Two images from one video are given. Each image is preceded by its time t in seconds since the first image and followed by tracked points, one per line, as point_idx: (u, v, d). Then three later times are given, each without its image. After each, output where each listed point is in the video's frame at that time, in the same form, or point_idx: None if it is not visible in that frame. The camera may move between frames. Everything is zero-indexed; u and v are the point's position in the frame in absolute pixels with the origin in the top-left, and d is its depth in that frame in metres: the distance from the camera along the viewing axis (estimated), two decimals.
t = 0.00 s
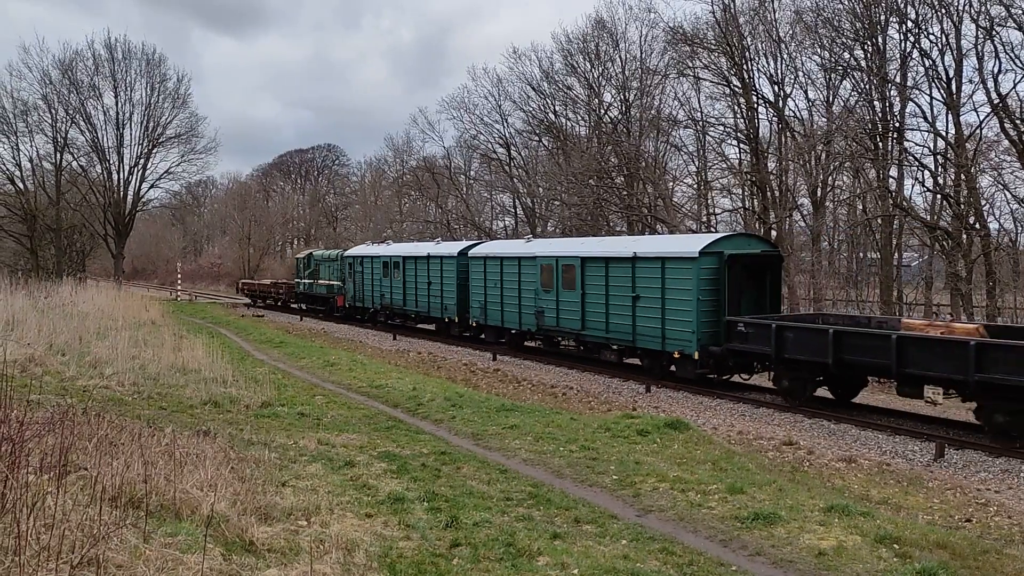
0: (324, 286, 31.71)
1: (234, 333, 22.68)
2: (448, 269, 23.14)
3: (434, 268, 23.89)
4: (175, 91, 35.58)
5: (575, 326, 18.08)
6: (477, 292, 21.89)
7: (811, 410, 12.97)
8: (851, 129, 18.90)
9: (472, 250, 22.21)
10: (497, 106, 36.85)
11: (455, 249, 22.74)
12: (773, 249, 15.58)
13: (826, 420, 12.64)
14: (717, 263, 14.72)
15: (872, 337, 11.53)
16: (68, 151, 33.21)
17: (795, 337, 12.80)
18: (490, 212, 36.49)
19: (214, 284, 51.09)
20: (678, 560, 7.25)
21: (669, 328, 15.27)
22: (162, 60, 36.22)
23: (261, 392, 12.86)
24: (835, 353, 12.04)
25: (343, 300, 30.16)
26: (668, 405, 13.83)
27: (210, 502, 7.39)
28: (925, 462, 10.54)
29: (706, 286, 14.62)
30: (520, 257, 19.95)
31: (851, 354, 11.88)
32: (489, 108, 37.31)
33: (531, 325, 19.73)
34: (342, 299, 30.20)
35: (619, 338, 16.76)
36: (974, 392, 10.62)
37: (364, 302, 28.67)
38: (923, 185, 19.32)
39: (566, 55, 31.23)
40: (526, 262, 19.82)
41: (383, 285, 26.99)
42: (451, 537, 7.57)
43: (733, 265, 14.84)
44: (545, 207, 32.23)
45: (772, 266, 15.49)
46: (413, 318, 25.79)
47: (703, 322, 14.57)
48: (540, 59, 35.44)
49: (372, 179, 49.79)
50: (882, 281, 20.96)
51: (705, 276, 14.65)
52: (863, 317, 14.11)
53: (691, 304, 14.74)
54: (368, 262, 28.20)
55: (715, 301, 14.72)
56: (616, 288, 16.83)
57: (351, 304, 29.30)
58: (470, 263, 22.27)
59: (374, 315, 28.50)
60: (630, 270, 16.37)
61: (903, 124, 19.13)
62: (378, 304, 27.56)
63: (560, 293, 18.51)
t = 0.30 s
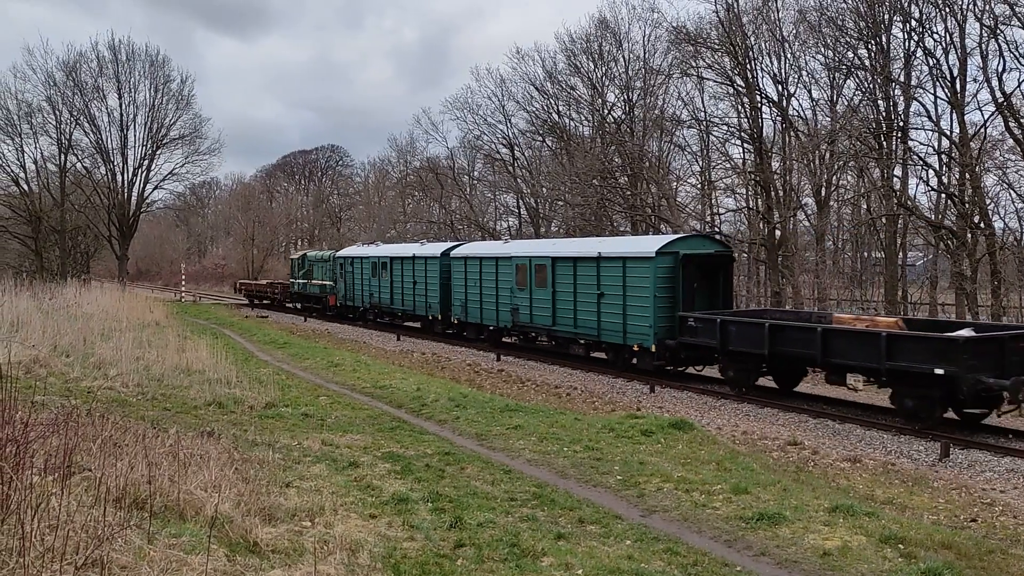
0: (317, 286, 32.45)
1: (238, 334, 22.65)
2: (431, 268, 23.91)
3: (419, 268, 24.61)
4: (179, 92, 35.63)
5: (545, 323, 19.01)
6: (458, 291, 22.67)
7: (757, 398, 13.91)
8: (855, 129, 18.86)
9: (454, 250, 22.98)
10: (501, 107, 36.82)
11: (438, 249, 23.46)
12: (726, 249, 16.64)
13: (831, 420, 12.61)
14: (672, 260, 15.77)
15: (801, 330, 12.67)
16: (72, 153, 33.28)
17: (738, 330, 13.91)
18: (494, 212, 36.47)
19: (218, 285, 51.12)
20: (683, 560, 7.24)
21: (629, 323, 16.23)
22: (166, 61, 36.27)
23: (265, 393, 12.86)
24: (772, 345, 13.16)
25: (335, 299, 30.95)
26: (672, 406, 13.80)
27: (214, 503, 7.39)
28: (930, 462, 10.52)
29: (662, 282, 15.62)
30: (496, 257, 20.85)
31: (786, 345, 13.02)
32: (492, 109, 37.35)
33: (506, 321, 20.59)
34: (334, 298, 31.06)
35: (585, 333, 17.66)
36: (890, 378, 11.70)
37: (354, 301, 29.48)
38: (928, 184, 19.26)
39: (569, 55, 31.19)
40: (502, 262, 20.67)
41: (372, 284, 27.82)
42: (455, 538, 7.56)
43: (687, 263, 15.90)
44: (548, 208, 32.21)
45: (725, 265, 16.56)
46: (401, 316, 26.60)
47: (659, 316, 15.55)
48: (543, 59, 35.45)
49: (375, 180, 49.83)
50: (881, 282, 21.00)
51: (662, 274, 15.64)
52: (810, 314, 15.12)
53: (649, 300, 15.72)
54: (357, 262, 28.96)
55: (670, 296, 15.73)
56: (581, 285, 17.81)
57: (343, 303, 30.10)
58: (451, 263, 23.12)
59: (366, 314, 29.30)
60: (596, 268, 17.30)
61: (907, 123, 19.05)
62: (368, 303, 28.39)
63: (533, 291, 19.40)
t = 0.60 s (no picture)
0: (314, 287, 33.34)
1: (245, 336, 22.71)
2: (419, 270, 24.96)
3: (408, 269, 25.68)
4: (186, 95, 35.74)
5: (522, 320, 20.09)
6: (444, 291, 23.72)
7: (710, 388, 14.89)
8: (862, 129, 18.78)
9: (439, 253, 24.04)
10: (506, 109, 36.85)
11: (425, 251, 24.55)
12: (686, 251, 17.83)
13: (838, 421, 12.56)
14: (635, 262, 16.89)
15: (744, 325, 13.76)
16: (79, 156, 33.42)
17: (691, 326, 14.91)
18: (499, 214, 36.46)
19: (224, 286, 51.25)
20: (689, 562, 7.22)
21: (597, 320, 17.32)
22: (173, 64, 36.40)
23: (272, 395, 12.89)
24: (720, 339, 14.21)
25: (330, 300, 31.90)
26: (678, 407, 13.77)
27: (221, 505, 7.41)
28: (938, 463, 10.49)
29: (627, 282, 16.73)
30: (477, 259, 21.93)
31: (731, 339, 14.08)
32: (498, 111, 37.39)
33: (487, 320, 21.68)
34: (330, 298, 32.19)
35: (559, 330, 18.77)
36: (822, 369, 12.80)
37: (349, 301, 30.47)
38: (935, 184, 19.13)
39: (574, 57, 31.16)
40: (483, 263, 21.74)
41: (365, 285, 28.89)
42: (462, 540, 7.57)
43: (649, 264, 17.06)
44: (554, 209, 32.19)
45: (684, 266, 17.79)
46: (391, 315, 27.71)
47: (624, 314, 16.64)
48: (549, 61, 35.46)
49: (381, 182, 49.95)
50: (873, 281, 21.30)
51: (626, 274, 16.72)
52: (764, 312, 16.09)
53: (615, 299, 16.78)
54: (351, 264, 30.06)
55: (634, 295, 16.84)
56: (552, 285, 18.92)
57: (338, 303, 31.20)
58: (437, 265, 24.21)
59: (359, 313, 30.37)
60: (568, 269, 18.42)
61: (914, 123, 18.88)
62: (361, 303, 29.57)
63: (511, 291, 20.51)
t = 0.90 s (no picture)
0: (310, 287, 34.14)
1: (255, 338, 22.78)
2: (409, 271, 25.86)
3: (401, 271, 26.58)
4: (195, 98, 35.89)
5: (503, 319, 20.91)
6: (432, 291, 24.52)
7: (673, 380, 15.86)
8: (871, 128, 18.74)
9: (429, 254, 24.94)
10: (514, 110, 36.87)
11: (416, 253, 25.45)
12: (656, 252, 18.69)
13: (849, 422, 12.51)
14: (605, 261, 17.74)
15: (699, 322, 14.84)
16: (90, 158, 33.60)
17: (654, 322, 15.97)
18: (508, 215, 36.47)
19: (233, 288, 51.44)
20: (699, 564, 7.19)
21: (570, 317, 18.11)
22: (182, 67, 36.56)
23: (281, 396, 12.91)
24: (678, 335, 15.26)
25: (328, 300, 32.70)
26: (687, 408, 13.73)
27: (231, 506, 7.43)
28: (949, 464, 10.43)
29: (598, 281, 17.56)
30: (462, 260, 22.79)
31: (689, 334, 15.12)
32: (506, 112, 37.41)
33: (472, 318, 22.50)
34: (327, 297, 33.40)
35: (537, 328, 19.58)
36: (769, 361, 13.82)
37: (346, 301, 31.34)
38: (945, 184, 19.08)
39: (583, 57, 31.18)
40: (468, 264, 22.57)
41: (360, 286, 29.81)
42: (471, 541, 7.56)
43: (620, 264, 17.89)
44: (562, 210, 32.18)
45: (654, 267, 18.65)
46: (383, 315, 28.68)
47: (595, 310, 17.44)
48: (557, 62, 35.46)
49: (389, 184, 50.08)
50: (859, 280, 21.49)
51: (597, 275, 17.54)
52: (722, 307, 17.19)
53: (586, 298, 17.60)
54: (348, 266, 31.01)
55: (604, 293, 17.66)
56: (530, 284, 19.77)
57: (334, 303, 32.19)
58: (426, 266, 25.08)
59: (354, 313, 31.30)
60: (544, 270, 19.23)
61: (924, 123, 18.82)
62: (356, 303, 30.50)
63: (493, 291, 21.34)
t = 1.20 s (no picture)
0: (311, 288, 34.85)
1: (264, 338, 22.85)
2: (402, 272, 26.94)
3: (394, 271, 27.63)
4: (204, 100, 36.02)
5: (488, 316, 22.16)
6: (424, 291, 25.64)
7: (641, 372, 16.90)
8: (881, 128, 18.67)
9: (421, 255, 26.05)
10: (523, 110, 36.88)
11: (408, 254, 26.50)
12: (628, 253, 20.09)
13: (859, 422, 12.46)
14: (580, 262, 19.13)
15: (661, 317, 15.87)
16: (100, 161, 33.78)
17: (623, 319, 16.99)
18: (516, 215, 36.47)
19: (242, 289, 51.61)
20: (709, 565, 7.17)
21: (549, 314, 19.35)
22: (192, 70, 36.71)
23: (290, 397, 12.95)
24: (643, 330, 16.30)
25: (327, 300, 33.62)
26: (697, 409, 13.70)
27: (241, 507, 7.44)
28: (961, 465, 10.36)
29: (574, 279, 18.90)
30: (451, 261, 24.06)
31: (652, 329, 16.15)
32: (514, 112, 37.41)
33: (459, 316, 23.71)
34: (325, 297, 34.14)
35: (519, 325, 20.80)
36: (723, 353, 14.83)
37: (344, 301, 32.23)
38: (956, 183, 18.98)
39: (591, 58, 31.16)
40: (456, 265, 23.82)
41: (357, 287, 30.70)
42: (480, 542, 7.56)
43: (594, 265, 19.28)
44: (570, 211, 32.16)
45: (626, 267, 20.08)
46: (379, 314, 29.46)
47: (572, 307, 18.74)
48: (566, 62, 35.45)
49: (398, 185, 50.21)
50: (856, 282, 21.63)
51: (573, 275, 18.84)
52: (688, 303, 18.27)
53: (563, 297, 18.86)
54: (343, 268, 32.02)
55: (580, 291, 18.99)
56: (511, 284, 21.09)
57: (333, 303, 32.90)
58: (418, 267, 26.20)
59: (352, 314, 32.17)
60: (525, 271, 20.53)
61: (935, 122, 18.88)
62: (354, 303, 31.31)
63: (479, 291, 22.61)
